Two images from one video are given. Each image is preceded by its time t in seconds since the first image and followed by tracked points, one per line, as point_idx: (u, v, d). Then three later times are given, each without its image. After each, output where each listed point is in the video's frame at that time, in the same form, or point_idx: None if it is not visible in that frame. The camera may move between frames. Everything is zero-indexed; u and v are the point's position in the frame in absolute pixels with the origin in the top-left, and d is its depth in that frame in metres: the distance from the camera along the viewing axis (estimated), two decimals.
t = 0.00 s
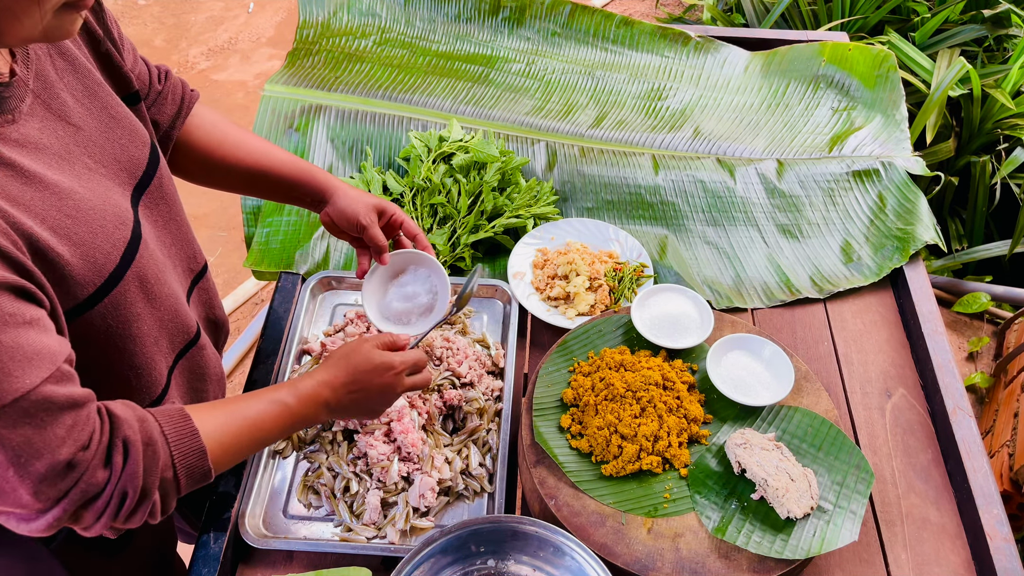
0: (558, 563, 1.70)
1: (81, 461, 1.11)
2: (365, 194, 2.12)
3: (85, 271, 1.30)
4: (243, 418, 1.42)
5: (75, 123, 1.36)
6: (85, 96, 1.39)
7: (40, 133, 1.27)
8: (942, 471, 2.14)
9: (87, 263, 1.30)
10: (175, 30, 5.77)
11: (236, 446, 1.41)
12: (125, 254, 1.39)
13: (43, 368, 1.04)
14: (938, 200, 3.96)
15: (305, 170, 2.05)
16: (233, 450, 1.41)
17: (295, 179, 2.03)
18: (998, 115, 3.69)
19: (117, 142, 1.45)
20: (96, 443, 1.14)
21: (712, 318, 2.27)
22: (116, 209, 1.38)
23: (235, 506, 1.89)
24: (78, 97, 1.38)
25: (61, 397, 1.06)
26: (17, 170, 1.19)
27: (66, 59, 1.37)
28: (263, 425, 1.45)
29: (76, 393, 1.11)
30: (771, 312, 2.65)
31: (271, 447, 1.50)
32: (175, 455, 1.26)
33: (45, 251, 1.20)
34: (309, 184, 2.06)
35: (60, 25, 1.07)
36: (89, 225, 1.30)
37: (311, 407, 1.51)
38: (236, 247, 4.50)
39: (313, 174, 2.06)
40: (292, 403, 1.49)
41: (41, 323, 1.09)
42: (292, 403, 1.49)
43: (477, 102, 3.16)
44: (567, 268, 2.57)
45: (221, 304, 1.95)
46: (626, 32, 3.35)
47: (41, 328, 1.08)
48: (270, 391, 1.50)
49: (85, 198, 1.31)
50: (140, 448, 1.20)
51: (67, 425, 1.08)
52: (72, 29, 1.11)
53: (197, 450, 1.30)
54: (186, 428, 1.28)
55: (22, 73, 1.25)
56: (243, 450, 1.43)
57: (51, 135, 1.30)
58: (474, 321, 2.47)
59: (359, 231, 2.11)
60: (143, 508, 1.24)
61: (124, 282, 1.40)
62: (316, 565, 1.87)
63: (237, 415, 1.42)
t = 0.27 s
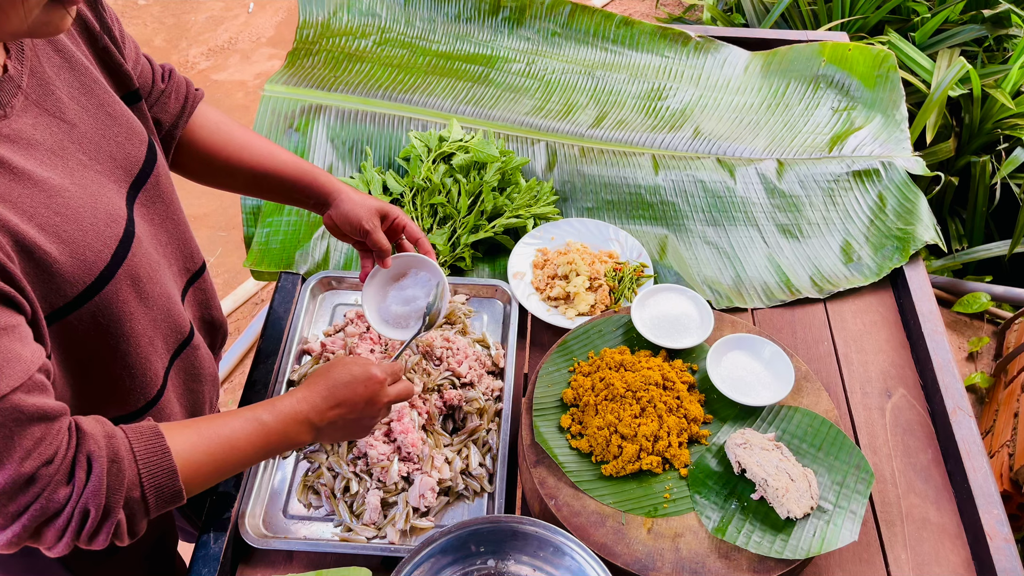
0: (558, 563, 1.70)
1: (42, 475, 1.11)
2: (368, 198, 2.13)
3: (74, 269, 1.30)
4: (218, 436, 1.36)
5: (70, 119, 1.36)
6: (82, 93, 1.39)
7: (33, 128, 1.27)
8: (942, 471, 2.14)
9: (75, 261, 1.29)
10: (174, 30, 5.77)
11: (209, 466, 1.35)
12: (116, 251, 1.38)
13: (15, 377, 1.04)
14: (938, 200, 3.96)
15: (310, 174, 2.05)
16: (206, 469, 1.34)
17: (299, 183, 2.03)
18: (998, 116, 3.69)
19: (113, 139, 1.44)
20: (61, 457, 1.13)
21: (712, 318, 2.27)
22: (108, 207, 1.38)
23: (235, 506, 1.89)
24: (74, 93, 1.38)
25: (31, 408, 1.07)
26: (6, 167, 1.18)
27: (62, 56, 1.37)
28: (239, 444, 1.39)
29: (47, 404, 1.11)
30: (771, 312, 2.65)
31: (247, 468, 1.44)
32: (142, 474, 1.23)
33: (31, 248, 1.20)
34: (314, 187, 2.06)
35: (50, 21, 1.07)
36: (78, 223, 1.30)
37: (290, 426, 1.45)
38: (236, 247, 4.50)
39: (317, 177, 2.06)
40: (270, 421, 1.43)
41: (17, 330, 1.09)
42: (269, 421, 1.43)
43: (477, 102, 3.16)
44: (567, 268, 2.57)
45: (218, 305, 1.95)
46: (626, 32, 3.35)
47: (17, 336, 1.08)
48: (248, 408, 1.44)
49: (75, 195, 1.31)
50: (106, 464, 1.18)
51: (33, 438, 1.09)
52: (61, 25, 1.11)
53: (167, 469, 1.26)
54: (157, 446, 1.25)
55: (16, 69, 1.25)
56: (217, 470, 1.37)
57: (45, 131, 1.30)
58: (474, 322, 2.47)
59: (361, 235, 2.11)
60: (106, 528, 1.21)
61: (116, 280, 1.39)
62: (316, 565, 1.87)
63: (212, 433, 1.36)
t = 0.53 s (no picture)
0: (558, 563, 1.70)
1: (33, 472, 1.11)
2: (370, 202, 2.12)
3: (66, 269, 1.30)
4: (212, 430, 1.37)
5: (65, 119, 1.36)
6: (77, 93, 1.39)
7: (26, 127, 1.27)
8: (942, 471, 2.14)
9: (67, 260, 1.29)
10: (174, 30, 5.77)
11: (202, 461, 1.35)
12: (109, 251, 1.38)
13: (7, 373, 1.03)
14: (938, 200, 3.96)
15: (312, 176, 2.04)
16: (199, 464, 1.35)
17: (300, 185, 2.03)
18: (998, 116, 3.69)
19: (108, 139, 1.45)
20: (52, 453, 1.13)
21: (712, 318, 2.27)
22: (101, 207, 1.38)
23: (235, 506, 1.89)
24: (69, 93, 1.38)
25: (21, 405, 1.06)
26: None
27: (57, 55, 1.37)
28: (234, 438, 1.39)
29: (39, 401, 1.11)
30: (771, 312, 2.65)
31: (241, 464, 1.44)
32: (135, 469, 1.23)
33: (23, 248, 1.19)
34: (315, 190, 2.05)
35: (42, 20, 1.07)
36: (70, 223, 1.30)
37: (284, 420, 1.46)
38: (236, 247, 4.50)
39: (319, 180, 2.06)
40: (263, 415, 1.44)
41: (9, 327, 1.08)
42: (263, 415, 1.44)
43: (477, 102, 3.16)
44: (567, 268, 2.57)
45: (218, 306, 1.95)
46: (626, 32, 3.35)
47: (8, 334, 1.07)
48: (243, 402, 1.45)
49: (67, 195, 1.30)
50: (98, 460, 1.18)
51: (24, 435, 1.08)
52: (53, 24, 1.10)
53: (160, 464, 1.26)
54: (150, 441, 1.25)
55: (9, 68, 1.25)
56: (210, 466, 1.37)
57: (38, 130, 1.30)
58: (474, 322, 2.47)
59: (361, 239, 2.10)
60: (100, 524, 1.21)
61: (109, 280, 1.39)
62: (316, 565, 1.87)
63: (205, 428, 1.37)
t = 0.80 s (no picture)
0: (558, 563, 1.70)
1: (35, 468, 1.11)
2: (366, 206, 2.10)
3: (59, 269, 1.30)
4: (214, 425, 1.37)
5: (59, 119, 1.36)
6: (72, 93, 1.40)
7: (20, 127, 1.28)
8: (942, 471, 2.14)
9: (60, 260, 1.29)
10: (174, 30, 5.77)
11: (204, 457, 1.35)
12: (102, 251, 1.38)
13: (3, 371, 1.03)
14: (938, 200, 3.96)
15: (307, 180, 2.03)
16: (202, 460, 1.35)
17: (295, 189, 2.02)
18: (998, 116, 3.70)
19: (103, 139, 1.45)
20: (54, 449, 1.13)
21: (712, 318, 2.27)
22: (95, 207, 1.38)
23: (235, 506, 1.90)
24: (64, 93, 1.38)
25: (18, 402, 1.06)
26: None
27: (52, 55, 1.37)
28: (236, 433, 1.39)
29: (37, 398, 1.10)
30: (771, 312, 2.64)
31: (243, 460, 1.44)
32: (138, 464, 1.24)
33: (15, 249, 1.19)
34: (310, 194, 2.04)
35: (31, 21, 1.07)
36: (63, 223, 1.30)
37: (285, 414, 1.46)
38: (236, 247, 4.50)
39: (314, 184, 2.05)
40: (265, 409, 1.44)
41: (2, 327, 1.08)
42: (266, 409, 1.44)
43: (477, 102, 3.16)
44: (567, 268, 2.57)
45: (212, 307, 1.95)
46: (626, 32, 3.35)
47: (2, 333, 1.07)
48: (244, 397, 1.45)
49: (60, 195, 1.30)
50: (100, 455, 1.18)
51: (23, 432, 1.08)
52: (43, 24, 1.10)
53: (162, 459, 1.26)
54: (151, 436, 1.26)
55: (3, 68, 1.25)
56: (212, 462, 1.37)
57: (32, 130, 1.30)
58: (474, 322, 2.47)
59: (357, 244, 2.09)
60: (104, 519, 1.21)
61: (103, 280, 1.39)
62: (316, 565, 1.87)
63: (206, 423, 1.37)
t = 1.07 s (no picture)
0: (558, 563, 1.70)
1: (31, 470, 1.10)
2: (363, 215, 2.10)
3: (55, 271, 1.29)
4: (211, 429, 1.37)
5: (56, 120, 1.36)
6: (69, 94, 1.40)
7: (16, 128, 1.28)
8: (942, 471, 2.14)
9: (55, 263, 1.29)
10: (174, 30, 5.77)
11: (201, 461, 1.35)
12: (98, 253, 1.38)
13: None
14: (938, 200, 3.96)
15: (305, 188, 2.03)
16: (199, 463, 1.35)
17: (292, 196, 2.02)
18: (998, 116, 3.70)
19: (100, 140, 1.45)
20: (50, 451, 1.13)
21: (712, 318, 2.27)
22: (90, 209, 1.38)
23: (235, 506, 1.89)
24: (61, 94, 1.38)
25: (13, 404, 1.05)
26: None
27: (49, 55, 1.37)
28: (233, 436, 1.40)
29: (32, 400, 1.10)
30: (771, 312, 2.64)
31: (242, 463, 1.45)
32: (134, 466, 1.24)
33: (10, 251, 1.19)
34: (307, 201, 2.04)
35: (25, 25, 1.06)
36: (58, 225, 1.29)
37: (284, 418, 1.46)
38: (236, 247, 4.50)
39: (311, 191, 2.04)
40: (263, 413, 1.44)
41: None
42: (264, 413, 1.44)
43: (477, 102, 3.16)
44: (567, 268, 2.57)
45: (209, 309, 1.96)
46: (626, 32, 3.35)
47: None
48: (243, 401, 1.45)
49: (56, 196, 1.30)
50: (96, 457, 1.18)
51: (19, 432, 1.08)
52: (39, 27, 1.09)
53: (159, 462, 1.26)
54: (148, 438, 1.26)
55: None
56: (210, 465, 1.37)
57: (29, 131, 1.30)
58: (474, 321, 2.47)
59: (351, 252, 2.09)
60: (100, 521, 1.21)
61: (99, 282, 1.39)
62: (316, 565, 1.87)
63: (204, 427, 1.37)
